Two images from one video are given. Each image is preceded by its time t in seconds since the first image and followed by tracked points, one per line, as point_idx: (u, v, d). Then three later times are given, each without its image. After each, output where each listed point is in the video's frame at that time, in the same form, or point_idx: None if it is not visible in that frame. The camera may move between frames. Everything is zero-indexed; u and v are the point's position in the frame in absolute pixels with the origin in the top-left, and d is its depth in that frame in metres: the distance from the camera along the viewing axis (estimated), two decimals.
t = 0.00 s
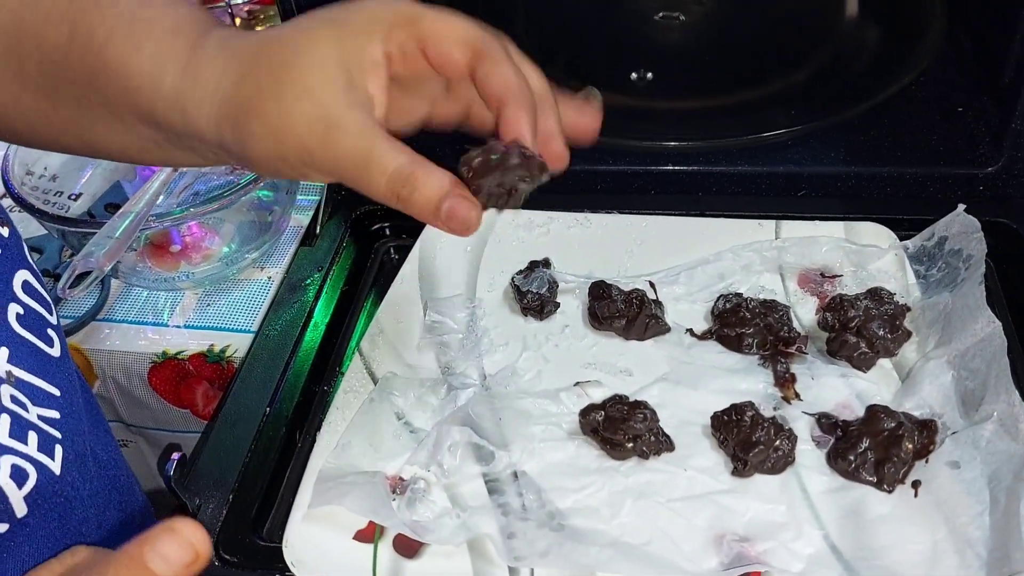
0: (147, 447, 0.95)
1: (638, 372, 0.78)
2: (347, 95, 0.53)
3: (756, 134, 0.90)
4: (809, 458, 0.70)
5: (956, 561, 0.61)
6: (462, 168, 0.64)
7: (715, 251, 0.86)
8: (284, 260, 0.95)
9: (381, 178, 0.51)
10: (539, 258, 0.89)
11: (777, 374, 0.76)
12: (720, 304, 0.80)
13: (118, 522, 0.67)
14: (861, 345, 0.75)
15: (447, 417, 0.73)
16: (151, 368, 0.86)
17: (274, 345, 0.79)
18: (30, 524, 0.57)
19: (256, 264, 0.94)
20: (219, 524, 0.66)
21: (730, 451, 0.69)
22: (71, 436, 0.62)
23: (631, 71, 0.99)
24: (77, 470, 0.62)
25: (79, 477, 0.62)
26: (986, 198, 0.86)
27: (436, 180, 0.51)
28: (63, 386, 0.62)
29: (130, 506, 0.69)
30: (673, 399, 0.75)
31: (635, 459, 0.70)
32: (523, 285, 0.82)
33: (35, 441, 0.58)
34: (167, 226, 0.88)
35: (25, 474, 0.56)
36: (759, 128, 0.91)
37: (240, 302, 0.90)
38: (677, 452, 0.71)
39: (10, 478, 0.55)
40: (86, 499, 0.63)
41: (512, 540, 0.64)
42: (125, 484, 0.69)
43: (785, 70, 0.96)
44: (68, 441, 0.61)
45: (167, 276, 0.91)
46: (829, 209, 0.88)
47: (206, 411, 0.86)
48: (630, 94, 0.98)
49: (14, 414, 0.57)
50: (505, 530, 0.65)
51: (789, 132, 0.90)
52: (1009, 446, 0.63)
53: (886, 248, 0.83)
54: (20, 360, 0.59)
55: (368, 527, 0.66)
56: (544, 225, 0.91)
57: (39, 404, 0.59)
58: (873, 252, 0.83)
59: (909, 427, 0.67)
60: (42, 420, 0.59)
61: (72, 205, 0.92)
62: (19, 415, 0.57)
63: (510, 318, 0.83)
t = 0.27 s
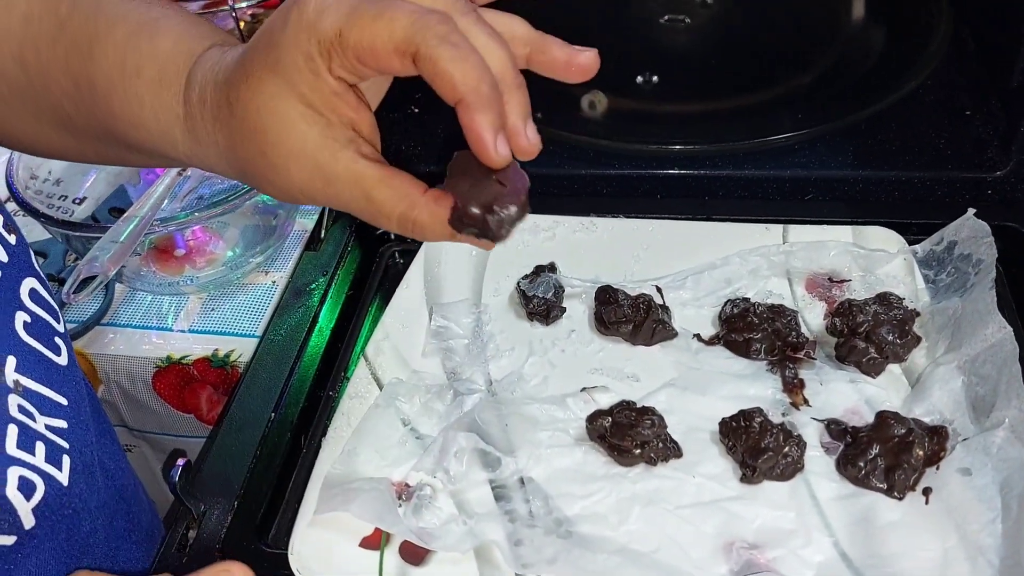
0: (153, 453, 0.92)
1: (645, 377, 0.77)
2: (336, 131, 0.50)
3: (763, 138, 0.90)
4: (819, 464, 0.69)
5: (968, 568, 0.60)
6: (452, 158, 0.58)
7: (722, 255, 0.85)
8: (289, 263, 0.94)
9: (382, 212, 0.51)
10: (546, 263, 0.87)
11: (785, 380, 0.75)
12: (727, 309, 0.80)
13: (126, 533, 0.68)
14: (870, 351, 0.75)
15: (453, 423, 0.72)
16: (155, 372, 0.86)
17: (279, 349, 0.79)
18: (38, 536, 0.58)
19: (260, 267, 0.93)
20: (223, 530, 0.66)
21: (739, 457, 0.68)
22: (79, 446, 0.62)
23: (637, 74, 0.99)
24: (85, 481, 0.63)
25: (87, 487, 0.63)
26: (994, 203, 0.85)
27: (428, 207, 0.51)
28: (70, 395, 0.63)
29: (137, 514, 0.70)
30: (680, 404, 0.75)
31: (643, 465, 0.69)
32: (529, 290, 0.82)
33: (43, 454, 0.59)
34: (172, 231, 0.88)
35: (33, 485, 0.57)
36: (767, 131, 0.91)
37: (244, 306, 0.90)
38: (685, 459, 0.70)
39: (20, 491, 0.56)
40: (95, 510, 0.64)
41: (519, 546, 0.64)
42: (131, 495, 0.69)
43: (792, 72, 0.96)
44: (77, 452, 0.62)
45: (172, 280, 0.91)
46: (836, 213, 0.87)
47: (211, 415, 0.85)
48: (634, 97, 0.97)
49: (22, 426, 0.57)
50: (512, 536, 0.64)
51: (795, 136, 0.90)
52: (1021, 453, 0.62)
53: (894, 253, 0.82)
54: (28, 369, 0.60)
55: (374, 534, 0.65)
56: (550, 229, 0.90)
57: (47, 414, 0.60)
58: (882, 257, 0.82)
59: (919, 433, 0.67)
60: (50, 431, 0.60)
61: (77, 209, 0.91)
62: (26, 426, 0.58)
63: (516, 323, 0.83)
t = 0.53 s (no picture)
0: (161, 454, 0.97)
1: (650, 381, 0.77)
2: (354, 122, 0.49)
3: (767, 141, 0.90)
4: (825, 469, 0.69)
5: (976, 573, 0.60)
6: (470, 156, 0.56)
7: (728, 259, 0.85)
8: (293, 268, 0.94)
9: (381, 206, 0.48)
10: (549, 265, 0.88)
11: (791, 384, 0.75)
12: (732, 312, 0.80)
13: (132, 536, 0.69)
14: (877, 355, 0.74)
15: (458, 427, 0.72)
16: (159, 377, 0.87)
17: (283, 354, 0.78)
18: (48, 543, 0.58)
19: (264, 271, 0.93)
20: (228, 533, 0.65)
21: (745, 461, 0.68)
22: (87, 451, 0.63)
23: (642, 77, 0.98)
24: (93, 486, 0.63)
25: (95, 492, 0.63)
26: (1000, 206, 0.85)
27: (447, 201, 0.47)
28: (79, 399, 0.64)
29: (140, 516, 0.71)
30: (686, 408, 0.74)
31: (648, 470, 0.69)
32: (533, 293, 0.81)
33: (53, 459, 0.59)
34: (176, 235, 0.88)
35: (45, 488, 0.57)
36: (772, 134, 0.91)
37: (248, 310, 0.90)
38: (691, 463, 0.70)
39: (30, 496, 0.56)
40: (102, 514, 0.64)
41: (525, 551, 0.63)
42: (137, 498, 0.71)
43: (795, 75, 0.95)
44: (85, 456, 0.62)
45: (176, 283, 0.90)
46: (841, 217, 0.87)
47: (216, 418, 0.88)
48: (638, 101, 0.97)
49: (31, 430, 0.57)
50: (517, 541, 0.64)
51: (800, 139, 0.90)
52: None
53: (901, 256, 0.82)
54: (38, 374, 0.60)
55: (379, 538, 0.65)
56: (554, 233, 0.89)
57: (56, 419, 0.60)
58: (888, 260, 0.82)
59: (926, 437, 0.67)
60: (60, 436, 0.60)
61: (81, 212, 0.91)
62: (38, 431, 0.58)
63: (520, 327, 0.82)
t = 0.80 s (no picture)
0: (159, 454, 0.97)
1: (654, 382, 0.77)
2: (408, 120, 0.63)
3: (768, 142, 0.87)
4: (829, 470, 0.69)
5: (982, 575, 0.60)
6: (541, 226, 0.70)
7: (731, 260, 0.85)
8: (295, 269, 0.94)
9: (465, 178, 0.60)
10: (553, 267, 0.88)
11: (795, 385, 0.75)
12: (736, 314, 0.79)
13: (136, 538, 0.69)
14: (881, 356, 0.74)
15: (461, 428, 0.72)
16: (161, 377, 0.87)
17: (285, 357, 0.79)
18: (52, 547, 0.58)
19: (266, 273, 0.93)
20: (231, 536, 0.65)
21: (750, 462, 0.68)
22: (90, 453, 0.63)
23: (644, 77, 0.97)
24: (97, 488, 0.63)
25: (98, 495, 0.64)
26: (1005, 207, 0.84)
27: (514, 172, 0.60)
28: (81, 402, 0.64)
29: (146, 518, 0.71)
30: (690, 410, 0.74)
31: (653, 471, 0.69)
32: (538, 295, 0.82)
33: (57, 461, 0.59)
34: (178, 236, 0.88)
35: (48, 490, 0.57)
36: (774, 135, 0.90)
37: (251, 311, 0.90)
38: (695, 464, 0.70)
39: (31, 500, 0.55)
40: (106, 516, 0.64)
41: (528, 552, 0.63)
42: (143, 500, 0.71)
43: (797, 76, 0.94)
44: (89, 458, 0.63)
45: (178, 285, 0.90)
46: (846, 217, 0.88)
47: (218, 420, 0.88)
48: (639, 102, 0.96)
49: (33, 433, 0.57)
50: (521, 542, 0.64)
51: (803, 140, 0.88)
52: None
53: (905, 257, 0.82)
54: (40, 377, 0.60)
55: (383, 540, 0.65)
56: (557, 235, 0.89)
57: (58, 421, 0.60)
58: (892, 261, 0.82)
59: (931, 438, 0.66)
60: (63, 438, 0.60)
61: (83, 214, 0.91)
62: (41, 434, 0.58)
63: (524, 328, 0.82)
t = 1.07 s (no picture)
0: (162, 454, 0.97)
1: (658, 380, 0.77)
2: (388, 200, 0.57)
3: (770, 140, 0.89)
4: (833, 467, 0.69)
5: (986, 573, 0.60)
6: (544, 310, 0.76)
7: (734, 258, 0.85)
8: (298, 266, 0.93)
9: (461, 287, 0.58)
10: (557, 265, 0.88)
11: (800, 382, 0.75)
12: (740, 311, 0.79)
13: (139, 537, 0.69)
14: (885, 354, 0.74)
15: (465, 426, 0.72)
16: (165, 376, 0.87)
17: (290, 353, 0.79)
18: (51, 547, 0.58)
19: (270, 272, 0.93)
20: (235, 534, 0.65)
21: (754, 460, 0.68)
22: (92, 454, 0.63)
23: (648, 76, 0.97)
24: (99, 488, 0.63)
25: (101, 495, 0.63)
26: (1008, 204, 0.84)
27: (505, 283, 0.58)
28: (82, 403, 0.63)
29: (149, 518, 0.71)
30: (694, 407, 0.74)
31: (656, 469, 0.69)
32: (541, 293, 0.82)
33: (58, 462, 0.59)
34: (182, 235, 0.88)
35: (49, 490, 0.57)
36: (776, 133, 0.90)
37: (254, 310, 0.90)
38: (699, 462, 0.70)
39: (31, 501, 0.55)
40: (109, 516, 0.64)
41: (533, 550, 0.63)
42: (147, 499, 0.71)
43: (799, 75, 0.94)
44: (90, 458, 0.62)
45: (181, 284, 0.91)
46: (848, 215, 0.87)
47: (222, 419, 0.88)
48: (642, 100, 0.96)
49: (34, 433, 0.57)
50: (525, 540, 0.64)
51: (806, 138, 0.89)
52: None
53: (909, 254, 0.82)
54: (41, 376, 0.60)
55: (387, 538, 0.65)
56: (560, 233, 0.90)
57: (58, 421, 0.60)
58: (896, 259, 0.82)
59: (936, 436, 0.66)
60: (64, 439, 0.60)
61: (86, 213, 0.91)
62: (41, 434, 0.58)
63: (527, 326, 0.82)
